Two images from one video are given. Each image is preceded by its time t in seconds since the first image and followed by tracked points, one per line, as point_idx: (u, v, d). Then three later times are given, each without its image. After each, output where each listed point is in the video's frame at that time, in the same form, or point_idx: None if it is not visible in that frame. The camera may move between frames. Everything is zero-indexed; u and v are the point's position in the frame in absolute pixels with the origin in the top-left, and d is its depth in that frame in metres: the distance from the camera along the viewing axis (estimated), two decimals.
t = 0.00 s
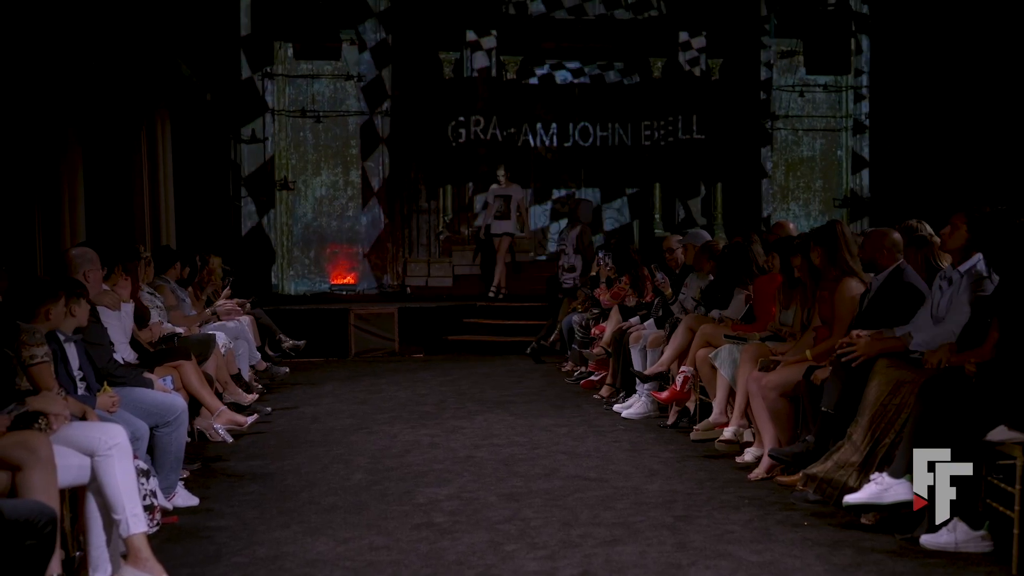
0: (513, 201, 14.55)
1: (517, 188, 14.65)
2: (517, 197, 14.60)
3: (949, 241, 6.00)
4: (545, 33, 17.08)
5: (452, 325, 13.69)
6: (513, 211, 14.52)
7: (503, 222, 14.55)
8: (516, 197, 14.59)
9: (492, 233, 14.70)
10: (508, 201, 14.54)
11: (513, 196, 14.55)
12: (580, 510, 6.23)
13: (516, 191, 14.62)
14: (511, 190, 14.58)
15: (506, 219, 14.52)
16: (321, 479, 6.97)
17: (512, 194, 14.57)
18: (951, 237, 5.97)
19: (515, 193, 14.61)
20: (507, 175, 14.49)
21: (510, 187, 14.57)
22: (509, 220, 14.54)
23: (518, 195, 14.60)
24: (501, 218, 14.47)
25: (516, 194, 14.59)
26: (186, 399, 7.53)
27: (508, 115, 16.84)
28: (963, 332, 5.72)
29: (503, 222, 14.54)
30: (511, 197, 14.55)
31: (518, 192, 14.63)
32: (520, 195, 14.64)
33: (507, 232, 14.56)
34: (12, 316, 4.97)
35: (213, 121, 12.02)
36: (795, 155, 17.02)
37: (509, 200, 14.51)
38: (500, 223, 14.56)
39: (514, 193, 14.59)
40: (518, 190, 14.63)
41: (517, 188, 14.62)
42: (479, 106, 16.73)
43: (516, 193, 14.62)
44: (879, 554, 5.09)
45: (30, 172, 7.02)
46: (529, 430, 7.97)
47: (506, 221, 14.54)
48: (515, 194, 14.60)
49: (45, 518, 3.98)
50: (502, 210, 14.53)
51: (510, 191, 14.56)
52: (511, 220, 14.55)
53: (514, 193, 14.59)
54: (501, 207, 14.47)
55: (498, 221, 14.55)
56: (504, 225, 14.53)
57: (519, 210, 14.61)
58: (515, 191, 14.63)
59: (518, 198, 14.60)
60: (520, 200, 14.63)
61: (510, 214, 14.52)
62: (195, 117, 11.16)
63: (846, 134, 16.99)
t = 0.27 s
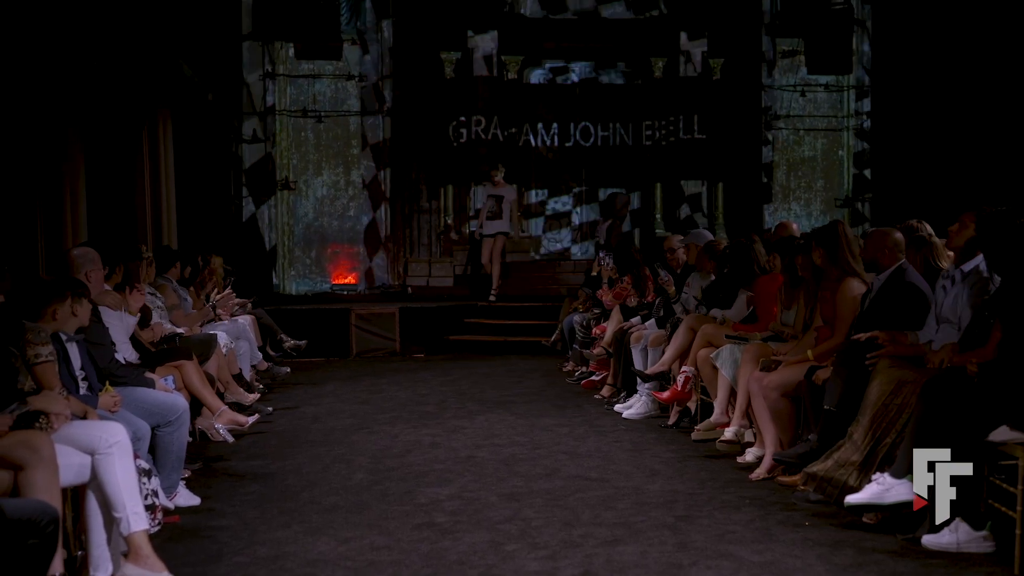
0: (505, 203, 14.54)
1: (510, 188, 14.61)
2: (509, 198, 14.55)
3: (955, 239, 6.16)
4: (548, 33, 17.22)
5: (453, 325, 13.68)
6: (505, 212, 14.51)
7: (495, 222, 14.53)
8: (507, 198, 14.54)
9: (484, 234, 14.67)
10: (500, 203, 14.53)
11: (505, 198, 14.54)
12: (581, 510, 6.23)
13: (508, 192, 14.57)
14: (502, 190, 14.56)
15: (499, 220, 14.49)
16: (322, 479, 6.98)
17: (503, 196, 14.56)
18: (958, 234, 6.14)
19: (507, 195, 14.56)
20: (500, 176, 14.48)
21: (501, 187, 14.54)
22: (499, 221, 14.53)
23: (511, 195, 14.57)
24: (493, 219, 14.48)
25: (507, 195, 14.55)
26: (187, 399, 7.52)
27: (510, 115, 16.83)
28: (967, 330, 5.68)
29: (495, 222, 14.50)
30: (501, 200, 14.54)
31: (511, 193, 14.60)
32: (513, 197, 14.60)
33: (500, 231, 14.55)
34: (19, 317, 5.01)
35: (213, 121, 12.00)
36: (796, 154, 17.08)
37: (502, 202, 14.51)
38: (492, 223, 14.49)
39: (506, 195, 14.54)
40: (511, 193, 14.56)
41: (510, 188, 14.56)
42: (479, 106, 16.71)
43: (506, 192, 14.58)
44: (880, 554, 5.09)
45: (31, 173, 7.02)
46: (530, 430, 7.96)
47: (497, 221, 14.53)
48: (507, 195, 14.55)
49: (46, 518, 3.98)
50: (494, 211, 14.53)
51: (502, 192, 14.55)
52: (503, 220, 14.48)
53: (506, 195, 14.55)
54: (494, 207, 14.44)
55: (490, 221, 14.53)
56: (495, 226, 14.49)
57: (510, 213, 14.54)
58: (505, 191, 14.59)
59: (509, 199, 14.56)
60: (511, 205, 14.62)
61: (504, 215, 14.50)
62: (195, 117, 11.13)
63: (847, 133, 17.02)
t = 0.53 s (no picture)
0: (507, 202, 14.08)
1: (511, 187, 14.10)
2: (510, 199, 14.07)
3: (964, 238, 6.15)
4: (557, 32, 16.74)
5: (460, 325, 13.66)
6: (505, 214, 14.04)
7: (499, 224, 14.08)
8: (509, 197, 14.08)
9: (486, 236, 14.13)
10: (503, 202, 14.10)
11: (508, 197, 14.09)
12: (589, 510, 6.23)
13: (509, 193, 14.07)
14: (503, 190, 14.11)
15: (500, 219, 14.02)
16: (331, 479, 6.99)
17: (502, 195, 14.08)
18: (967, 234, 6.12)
19: (508, 195, 14.07)
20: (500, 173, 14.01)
21: (502, 185, 14.09)
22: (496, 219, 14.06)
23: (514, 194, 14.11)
24: (495, 220, 14.07)
25: (510, 194, 14.09)
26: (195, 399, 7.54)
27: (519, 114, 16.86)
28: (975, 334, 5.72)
29: (494, 222, 14.04)
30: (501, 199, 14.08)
31: (512, 193, 14.09)
32: (514, 199, 14.12)
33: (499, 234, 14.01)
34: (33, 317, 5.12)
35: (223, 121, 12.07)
36: (804, 155, 17.15)
37: (503, 202, 14.06)
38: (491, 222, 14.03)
39: (507, 195, 14.05)
40: (512, 195, 14.06)
41: (512, 189, 14.05)
42: (488, 105, 16.72)
43: (506, 192, 14.09)
44: (890, 555, 5.07)
45: (41, 174, 7.04)
46: (539, 430, 7.94)
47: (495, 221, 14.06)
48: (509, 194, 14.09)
49: (57, 518, 4.10)
50: (497, 212, 14.11)
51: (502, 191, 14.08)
52: (507, 221, 14.06)
53: (507, 196, 14.06)
54: (496, 207, 14.04)
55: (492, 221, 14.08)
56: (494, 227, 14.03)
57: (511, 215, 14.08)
58: (505, 192, 14.09)
59: (510, 200, 14.07)
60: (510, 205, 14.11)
61: (506, 215, 14.08)
62: (203, 117, 11.14)
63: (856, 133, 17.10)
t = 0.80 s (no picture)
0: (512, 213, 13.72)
1: (515, 197, 13.77)
2: (515, 208, 13.75)
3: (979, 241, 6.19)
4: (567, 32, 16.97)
5: (471, 325, 13.67)
6: (511, 224, 13.68)
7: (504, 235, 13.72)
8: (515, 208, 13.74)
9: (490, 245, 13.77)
10: (507, 213, 13.75)
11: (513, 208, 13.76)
12: (599, 510, 6.22)
13: (513, 202, 13.74)
14: (506, 201, 13.77)
15: (506, 229, 13.66)
16: (341, 479, 7.00)
17: (506, 206, 13.74)
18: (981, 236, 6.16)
19: (513, 204, 13.75)
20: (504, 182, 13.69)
21: (506, 196, 13.75)
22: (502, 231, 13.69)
23: (518, 205, 13.75)
24: (501, 230, 13.67)
25: (515, 205, 13.75)
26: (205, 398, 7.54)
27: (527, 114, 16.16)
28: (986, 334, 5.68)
29: (499, 233, 13.67)
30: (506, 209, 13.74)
31: (515, 203, 13.77)
32: (519, 208, 13.78)
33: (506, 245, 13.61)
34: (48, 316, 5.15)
35: (233, 121, 12.12)
36: (816, 154, 17.28)
37: (508, 212, 13.72)
38: (495, 232, 13.66)
39: (512, 204, 13.72)
40: (518, 204, 13.74)
41: (517, 198, 13.72)
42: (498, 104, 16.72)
43: (510, 202, 13.76)
44: (901, 556, 5.05)
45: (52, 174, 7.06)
46: (548, 430, 7.92)
47: (501, 233, 13.68)
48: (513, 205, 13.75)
49: (68, 517, 4.04)
50: (502, 223, 13.75)
51: (506, 201, 13.73)
52: (514, 233, 13.65)
53: (512, 205, 13.73)
54: (501, 219, 13.64)
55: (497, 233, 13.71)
56: (500, 238, 13.65)
57: (518, 226, 13.72)
58: (509, 201, 13.76)
59: (515, 209, 13.74)
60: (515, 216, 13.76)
61: (510, 225, 13.70)
62: (213, 117, 11.15)
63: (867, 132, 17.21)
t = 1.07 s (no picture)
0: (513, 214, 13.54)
1: (515, 199, 13.60)
2: (516, 211, 13.57)
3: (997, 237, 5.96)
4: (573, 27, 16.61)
5: (476, 325, 13.55)
6: (511, 228, 13.50)
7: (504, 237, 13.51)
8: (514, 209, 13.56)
9: (490, 250, 13.56)
10: (509, 214, 13.54)
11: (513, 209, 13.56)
12: (607, 514, 6.10)
13: (513, 206, 13.56)
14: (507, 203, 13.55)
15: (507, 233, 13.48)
16: (344, 481, 6.88)
17: (505, 208, 13.53)
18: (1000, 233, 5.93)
19: (514, 207, 13.56)
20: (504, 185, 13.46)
21: (506, 198, 13.56)
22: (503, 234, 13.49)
23: (518, 206, 13.58)
24: (501, 233, 13.47)
25: (516, 206, 13.54)
26: (207, 399, 7.42)
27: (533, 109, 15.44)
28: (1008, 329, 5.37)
29: (501, 235, 13.47)
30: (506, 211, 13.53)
31: (516, 205, 13.59)
32: (520, 211, 13.61)
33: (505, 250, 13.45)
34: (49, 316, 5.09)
35: (235, 119, 12.02)
36: (827, 151, 17.20)
37: (509, 216, 13.51)
38: (496, 236, 13.45)
39: (513, 207, 13.53)
40: (519, 207, 13.57)
41: (518, 200, 13.55)
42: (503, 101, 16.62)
43: (510, 205, 13.56)
44: (916, 561, 4.91)
45: (51, 172, 6.95)
46: (556, 431, 7.76)
47: (502, 236, 13.48)
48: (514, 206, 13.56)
49: (67, 520, 3.90)
50: (502, 225, 13.52)
51: (505, 205, 13.51)
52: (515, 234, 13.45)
53: (513, 208, 13.54)
54: (502, 221, 13.43)
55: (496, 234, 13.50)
56: (501, 242, 13.46)
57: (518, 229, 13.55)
58: (509, 205, 13.55)
59: (516, 212, 13.56)
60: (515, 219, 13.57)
61: (511, 227, 13.46)
62: (215, 114, 11.02)
63: (879, 129, 17.11)
